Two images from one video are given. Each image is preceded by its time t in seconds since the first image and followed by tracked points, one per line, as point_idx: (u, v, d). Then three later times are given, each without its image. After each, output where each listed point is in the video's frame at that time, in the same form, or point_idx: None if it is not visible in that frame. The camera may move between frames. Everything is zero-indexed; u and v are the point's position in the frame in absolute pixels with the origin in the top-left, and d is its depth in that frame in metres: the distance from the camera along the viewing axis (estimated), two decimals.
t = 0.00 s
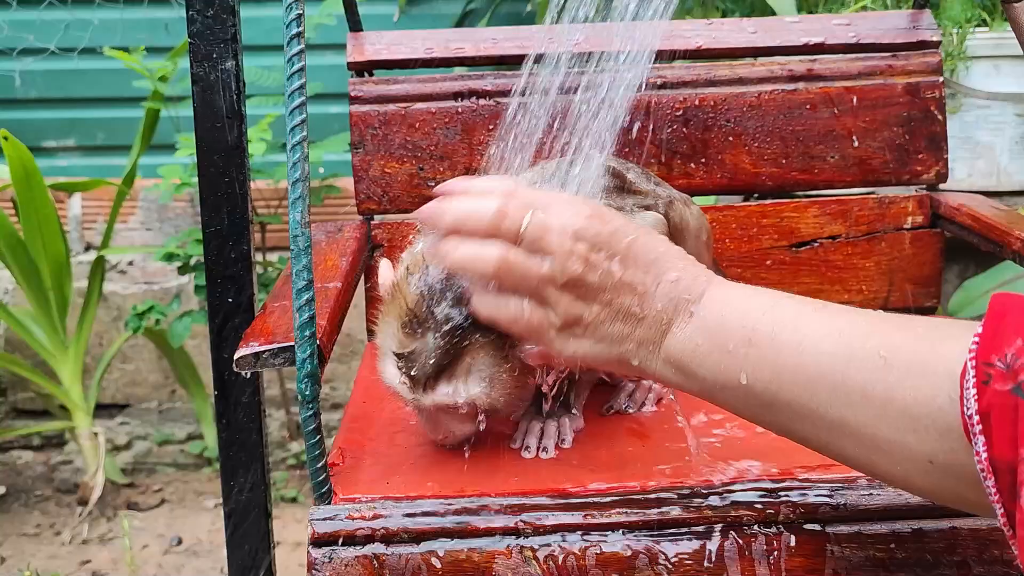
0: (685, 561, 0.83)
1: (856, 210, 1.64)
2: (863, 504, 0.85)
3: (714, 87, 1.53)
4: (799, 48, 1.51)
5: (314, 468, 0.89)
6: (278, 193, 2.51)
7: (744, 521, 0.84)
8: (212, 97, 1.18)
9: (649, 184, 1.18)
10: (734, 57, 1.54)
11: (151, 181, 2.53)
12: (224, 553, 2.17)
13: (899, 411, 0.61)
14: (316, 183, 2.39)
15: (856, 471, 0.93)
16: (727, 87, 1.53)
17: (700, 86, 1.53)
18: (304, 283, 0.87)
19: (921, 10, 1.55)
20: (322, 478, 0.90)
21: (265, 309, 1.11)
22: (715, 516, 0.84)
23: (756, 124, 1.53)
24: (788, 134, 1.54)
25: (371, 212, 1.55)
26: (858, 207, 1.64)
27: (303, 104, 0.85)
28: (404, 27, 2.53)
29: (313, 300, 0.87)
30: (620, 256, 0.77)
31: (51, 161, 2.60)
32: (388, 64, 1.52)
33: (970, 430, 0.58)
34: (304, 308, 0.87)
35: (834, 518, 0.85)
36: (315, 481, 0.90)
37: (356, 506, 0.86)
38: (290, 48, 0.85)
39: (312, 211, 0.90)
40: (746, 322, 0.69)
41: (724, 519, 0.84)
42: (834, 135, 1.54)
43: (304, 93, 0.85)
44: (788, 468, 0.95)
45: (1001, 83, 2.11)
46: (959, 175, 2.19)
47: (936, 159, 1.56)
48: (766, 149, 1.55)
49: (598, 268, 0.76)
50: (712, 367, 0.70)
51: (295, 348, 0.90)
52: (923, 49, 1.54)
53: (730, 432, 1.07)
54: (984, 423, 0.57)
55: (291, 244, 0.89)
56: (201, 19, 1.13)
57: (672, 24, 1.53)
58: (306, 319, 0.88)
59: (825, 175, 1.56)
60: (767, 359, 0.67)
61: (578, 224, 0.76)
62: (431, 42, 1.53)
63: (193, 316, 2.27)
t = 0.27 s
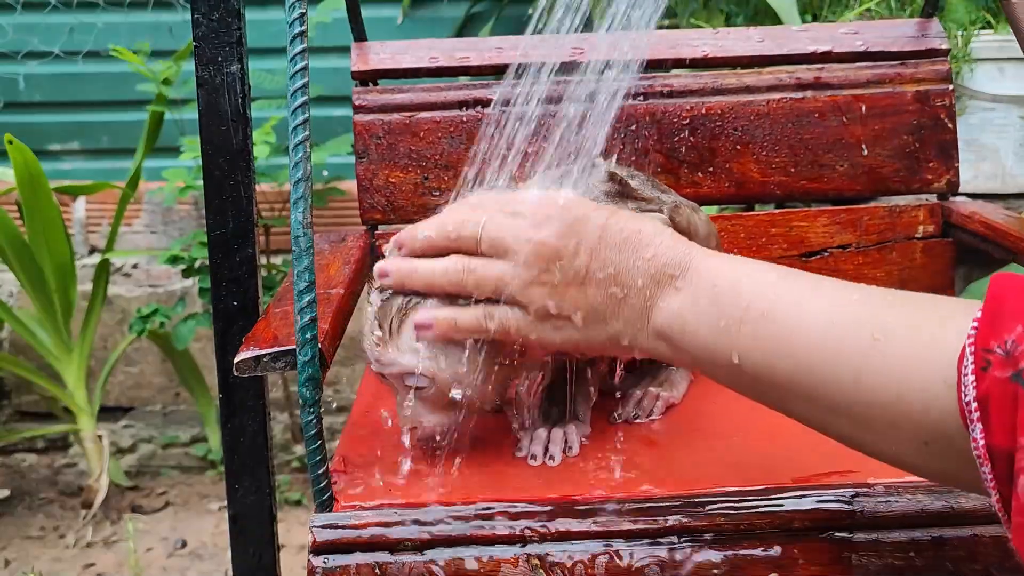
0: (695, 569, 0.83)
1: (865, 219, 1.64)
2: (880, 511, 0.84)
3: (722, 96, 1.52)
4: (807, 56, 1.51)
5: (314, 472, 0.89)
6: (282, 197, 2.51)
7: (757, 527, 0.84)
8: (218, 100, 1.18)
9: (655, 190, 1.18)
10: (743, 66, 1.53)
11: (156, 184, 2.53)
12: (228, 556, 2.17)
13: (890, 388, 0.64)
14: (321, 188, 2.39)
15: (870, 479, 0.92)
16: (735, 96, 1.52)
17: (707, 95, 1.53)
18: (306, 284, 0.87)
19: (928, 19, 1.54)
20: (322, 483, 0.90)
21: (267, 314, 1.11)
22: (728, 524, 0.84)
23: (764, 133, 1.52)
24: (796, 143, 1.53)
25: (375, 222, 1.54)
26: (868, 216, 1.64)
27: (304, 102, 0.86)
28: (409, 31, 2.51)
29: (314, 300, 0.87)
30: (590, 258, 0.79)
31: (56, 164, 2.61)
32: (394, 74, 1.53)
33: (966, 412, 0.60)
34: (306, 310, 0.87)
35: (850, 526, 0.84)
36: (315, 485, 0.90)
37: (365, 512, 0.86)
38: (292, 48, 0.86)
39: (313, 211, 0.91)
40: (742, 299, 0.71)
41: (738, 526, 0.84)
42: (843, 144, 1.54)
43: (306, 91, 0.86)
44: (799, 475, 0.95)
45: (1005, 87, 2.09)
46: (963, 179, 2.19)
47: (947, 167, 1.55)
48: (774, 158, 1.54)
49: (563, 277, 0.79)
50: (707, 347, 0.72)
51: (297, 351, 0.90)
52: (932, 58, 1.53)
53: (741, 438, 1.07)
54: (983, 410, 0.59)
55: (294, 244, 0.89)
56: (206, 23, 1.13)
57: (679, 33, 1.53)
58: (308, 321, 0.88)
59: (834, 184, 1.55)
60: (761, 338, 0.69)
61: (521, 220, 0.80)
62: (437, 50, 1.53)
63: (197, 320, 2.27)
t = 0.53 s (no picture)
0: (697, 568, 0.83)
1: (867, 220, 1.63)
2: (880, 510, 0.85)
3: (723, 96, 1.52)
4: (808, 57, 1.52)
5: (317, 473, 0.89)
6: (284, 199, 2.52)
7: (758, 526, 0.84)
8: (220, 101, 1.18)
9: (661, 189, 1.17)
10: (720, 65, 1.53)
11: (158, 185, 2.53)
12: (230, 557, 2.17)
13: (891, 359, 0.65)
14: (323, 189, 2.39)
15: (871, 479, 0.93)
16: (736, 96, 1.52)
17: (709, 95, 1.52)
18: (308, 284, 0.88)
19: (930, 18, 1.55)
20: (325, 483, 0.90)
21: (269, 313, 1.11)
22: (730, 522, 0.84)
23: (765, 133, 1.52)
24: (797, 143, 1.53)
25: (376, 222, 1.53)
26: (870, 216, 1.64)
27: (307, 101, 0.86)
28: (408, 33, 2.54)
29: (317, 301, 0.87)
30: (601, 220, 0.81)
31: (58, 165, 2.61)
32: (395, 74, 1.54)
33: (964, 378, 0.61)
34: (309, 310, 0.88)
35: (852, 525, 0.85)
36: (318, 485, 0.90)
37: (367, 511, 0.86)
38: (296, 47, 0.86)
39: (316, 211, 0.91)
40: (746, 279, 0.74)
41: (738, 525, 0.84)
42: (845, 144, 1.54)
43: (309, 91, 0.87)
44: (800, 475, 0.95)
45: (1006, 87, 2.10)
46: (966, 179, 2.18)
47: (949, 167, 1.54)
48: (775, 158, 1.54)
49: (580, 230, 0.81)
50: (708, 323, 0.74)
51: (300, 351, 0.90)
52: (934, 58, 1.53)
53: (741, 437, 1.07)
54: (982, 373, 0.60)
55: (296, 245, 0.89)
56: (208, 24, 1.13)
57: (680, 33, 1.54)
58: (310, 321, 0.88)
59: (836, 184, 1.55)
60: (757, 313, 0.72)
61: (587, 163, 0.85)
62: (438, 51, 1.54)
63: (199, 321, 2.27)
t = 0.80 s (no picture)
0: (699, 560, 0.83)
1: (868, 213, 1.63)
2: (881, 503, 0.84)
3: (723, 91, 1.53)
4: (809, 51, 1.52)
5: (321, 468, 0.89)
6: (285, 197, 2.52)
7: (760, 519, 0.84)
8: (221, 95, 1.19)
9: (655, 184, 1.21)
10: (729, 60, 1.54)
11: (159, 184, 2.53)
12: (231, 556, 2.17)
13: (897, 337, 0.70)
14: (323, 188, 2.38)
15: (872, 471, 0.92)
16: (736, 91, 1.52)
17: (710, 90, 1.53)
18: (312, 279, 0.87)
19: (930, 13, 1.54)
20: (329, 477, 0.89)
21: (271, 309, 1.11)
22: (731, 515, 0.84)
23: (766, 127, 1.52)
24: (798, 137, 1.53)
25: (378, 217, 1.54)
26: (870, 210, 1.63)
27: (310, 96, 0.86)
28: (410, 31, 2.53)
29: (320, 295, 0.87)
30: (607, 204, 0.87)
31: (58, 164, 2.61)
32: (395, 70, 1.53)
33: (967, 357, 0.67)
34: (312, 304, 0.87)
35: (853, 517, 0.84)
36: (321, 478, 0.89)
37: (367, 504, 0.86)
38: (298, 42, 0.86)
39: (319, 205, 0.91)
40: (749, 257, 0.77)
41: (740, 518, 0.84)
42: (845, 138, 1.53)
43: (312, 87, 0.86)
44: (801, 468, 0.94)
45: (1006, 84, 2.10)
46: (967, 177, 2.18)
47: (949, 162, 1.54)
48: (776, 152, 1.54)
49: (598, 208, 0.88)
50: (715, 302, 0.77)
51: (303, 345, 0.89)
52: (933, 53, 1.53)
53: (741, 430, 1.07)
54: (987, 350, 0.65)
55: (299, 239, 0.88)
56: (209, 18, 1.14)
57: (681, 28, 1.54)
58: (313, 316, 0.87)
59: (836, 178, 1.55)
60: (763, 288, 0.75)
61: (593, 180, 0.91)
62: (439, 45, 1.55)
63: (200, 320, 2.27)
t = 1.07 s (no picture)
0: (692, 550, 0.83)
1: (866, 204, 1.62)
2: (873, 493, 0.84)
3: (720, 81, 1.52)
4: (807, 41, 1.52)
5: (324, 467, 0.89)
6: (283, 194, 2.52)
7: (753, 509, 0.83)
8: (219, 89, 1.19)
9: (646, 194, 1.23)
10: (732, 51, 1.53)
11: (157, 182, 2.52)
12: (229, 554, 2.16)
13: (931, 282, 0.72)
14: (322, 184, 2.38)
15: (868, 461, 0.92)
16: (734, 81, 1.52)
17: (707, 80, 1.52)
18: (312, 273, 0.87)
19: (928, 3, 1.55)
20: (332, 469, 0.89)
21: (270, 301, 1.10)
22: (726, 506, 0.83)
23: (763, 118, 1.52)
24: (796, 128, 1.53)
25: (377, 207, 1.55)
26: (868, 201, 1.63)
27: (310, 91, 0.85)
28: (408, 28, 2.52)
29: (321, 289, 0.87)
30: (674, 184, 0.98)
31: (56, 163, 2.61)
32: (395, 59, 1.54)
33: (1001, 293, 0.66)
34: (313, 298, 0.87)
35: (847, 507, 0.84)
36: (324, 471, 0.89)
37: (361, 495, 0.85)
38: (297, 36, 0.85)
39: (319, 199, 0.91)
40: (814, 210, 0.83)
41: (734, 509, 0.83)
42: (842, 128, 1.53)
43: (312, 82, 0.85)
44: (796, 459, 0.94)
45: (1005, 79, 2.09)
46: (966, 174, 2.18)
47: (945, 152, 1.54)
48: (773, 143, 1.53)
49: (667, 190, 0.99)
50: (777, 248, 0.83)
51: (304, 338, 0.89)
52: (930, 43, 1.54)
53: (738, 421, 1.07)
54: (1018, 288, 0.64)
55: (299, 233, 0.89)
56: (207, 12, 1.12)
57: (679, 18, 1.54)
58: (314, 310, 0.87)
59: (833, 168, 1.55)
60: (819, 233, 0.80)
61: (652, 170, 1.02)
62: (438, 35, 1.54)
63: (198, 317, 2.26)
